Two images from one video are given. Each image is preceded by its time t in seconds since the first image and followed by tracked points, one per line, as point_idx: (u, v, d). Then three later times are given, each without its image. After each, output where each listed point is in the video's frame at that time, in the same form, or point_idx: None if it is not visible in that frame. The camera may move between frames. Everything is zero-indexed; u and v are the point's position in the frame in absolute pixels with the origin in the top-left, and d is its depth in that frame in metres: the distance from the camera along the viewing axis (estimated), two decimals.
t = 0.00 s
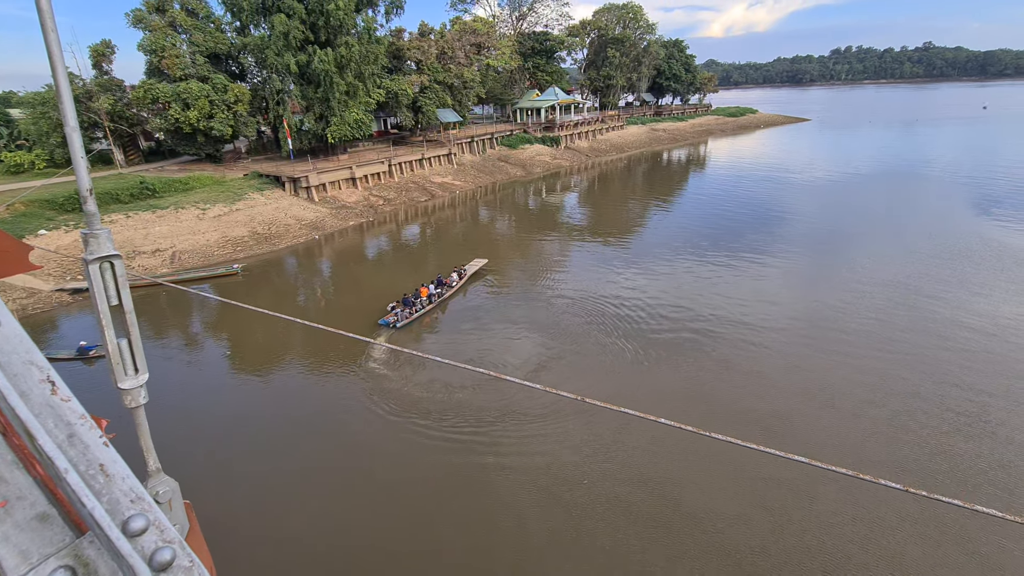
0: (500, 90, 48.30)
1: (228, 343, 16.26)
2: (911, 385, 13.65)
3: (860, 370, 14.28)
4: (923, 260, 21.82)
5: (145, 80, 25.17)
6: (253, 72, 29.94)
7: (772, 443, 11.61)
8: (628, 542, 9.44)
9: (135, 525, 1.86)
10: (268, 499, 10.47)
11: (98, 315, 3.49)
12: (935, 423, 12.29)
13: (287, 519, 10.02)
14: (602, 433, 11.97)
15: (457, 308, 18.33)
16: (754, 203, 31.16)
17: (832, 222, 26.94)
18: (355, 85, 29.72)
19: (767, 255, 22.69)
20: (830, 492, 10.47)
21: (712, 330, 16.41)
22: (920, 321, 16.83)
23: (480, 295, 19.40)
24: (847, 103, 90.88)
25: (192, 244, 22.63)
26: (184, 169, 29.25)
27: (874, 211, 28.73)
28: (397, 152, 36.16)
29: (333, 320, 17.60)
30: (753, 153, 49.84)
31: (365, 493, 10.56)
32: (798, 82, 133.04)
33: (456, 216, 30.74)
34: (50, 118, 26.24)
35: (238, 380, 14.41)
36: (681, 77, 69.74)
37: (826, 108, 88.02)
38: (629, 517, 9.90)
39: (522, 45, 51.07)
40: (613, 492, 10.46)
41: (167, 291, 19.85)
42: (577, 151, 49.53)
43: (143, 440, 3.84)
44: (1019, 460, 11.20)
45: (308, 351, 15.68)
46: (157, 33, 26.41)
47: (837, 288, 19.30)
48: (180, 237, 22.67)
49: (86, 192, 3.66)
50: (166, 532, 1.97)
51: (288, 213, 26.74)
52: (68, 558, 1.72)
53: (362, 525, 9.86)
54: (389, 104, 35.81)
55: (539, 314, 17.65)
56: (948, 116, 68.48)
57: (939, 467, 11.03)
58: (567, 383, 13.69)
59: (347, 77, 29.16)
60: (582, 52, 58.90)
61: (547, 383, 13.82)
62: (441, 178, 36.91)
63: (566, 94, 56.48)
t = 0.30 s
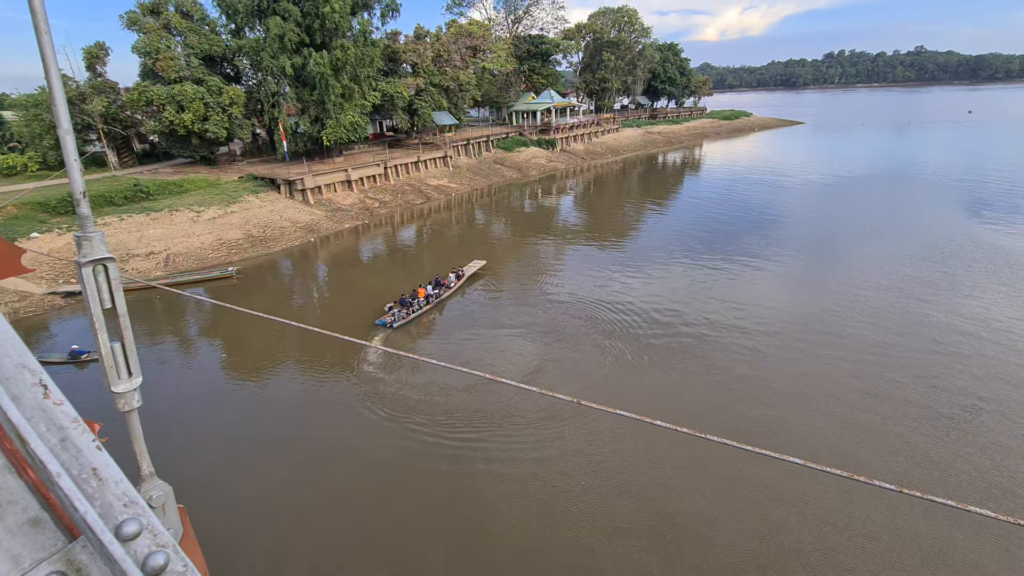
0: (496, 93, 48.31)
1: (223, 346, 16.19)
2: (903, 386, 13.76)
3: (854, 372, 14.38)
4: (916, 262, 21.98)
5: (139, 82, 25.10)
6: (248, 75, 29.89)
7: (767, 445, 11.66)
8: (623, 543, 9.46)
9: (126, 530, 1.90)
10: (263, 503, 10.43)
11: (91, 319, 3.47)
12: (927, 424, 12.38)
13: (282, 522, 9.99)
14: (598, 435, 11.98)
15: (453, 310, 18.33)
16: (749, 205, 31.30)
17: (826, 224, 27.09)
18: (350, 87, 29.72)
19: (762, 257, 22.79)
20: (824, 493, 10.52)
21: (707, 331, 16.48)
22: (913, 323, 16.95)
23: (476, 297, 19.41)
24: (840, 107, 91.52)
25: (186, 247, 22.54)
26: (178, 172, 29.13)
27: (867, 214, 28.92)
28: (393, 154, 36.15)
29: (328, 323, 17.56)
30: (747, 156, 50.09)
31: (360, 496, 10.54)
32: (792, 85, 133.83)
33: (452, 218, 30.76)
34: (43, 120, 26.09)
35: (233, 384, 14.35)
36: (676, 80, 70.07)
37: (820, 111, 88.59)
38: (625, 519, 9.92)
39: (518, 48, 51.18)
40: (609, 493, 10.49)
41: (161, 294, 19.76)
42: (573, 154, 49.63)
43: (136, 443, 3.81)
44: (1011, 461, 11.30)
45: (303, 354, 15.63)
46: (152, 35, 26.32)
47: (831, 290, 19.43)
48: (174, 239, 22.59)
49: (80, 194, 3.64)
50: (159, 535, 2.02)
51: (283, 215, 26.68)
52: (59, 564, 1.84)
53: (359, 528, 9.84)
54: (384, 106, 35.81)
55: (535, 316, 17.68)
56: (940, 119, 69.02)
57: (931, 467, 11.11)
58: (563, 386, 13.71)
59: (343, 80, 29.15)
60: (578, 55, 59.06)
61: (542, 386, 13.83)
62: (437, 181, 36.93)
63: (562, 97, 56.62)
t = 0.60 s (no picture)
0: (493, 94, 48.36)
1: (218, 347, 16.13)
2: (898, 386, 13.83)
3: (849, 372, 14.44)
4: (910, 262, 22.09)
5: (134, 82, 24.99)
6: (244, 75, 29.83)
7: (764, 445, 11.68)
8: (621, 544, 9.46)
9: (120, 531, 1.90)
10: (259, 505, 10.37)
11: (85, 319, 3.45)
12: (920, 424, 12.46)
13: (278, 525, 9.93)
14: (594, 436, 11.97)
15: (449, 311, 18.31)
16: (745, 206, 31.40)
17: (821, 225, 27.21)
18: (347, 88, 29.68)
19: (758, 258, 22.86)
20: (820, 493, 10.55)
21: (703, 332, 16.52)
22: (908, 323, 17.04)
23: (473, 298, 19.39)
24: (835, 108, 92.00)
25: (181, 247, 22.46)
26: (173, 172, 29.00)
27: (862, 215, 29.06)
28: (389, 155, 36.11)
29: (324, 324, 17.51)
30: (743, 157, 50.27)
31: (357, 498, 10.49)
32: (787, 87, 134.36)
33: (449, 219, 30.76)
34: (37, 120, 25.94)
35: (228, 385, 14.30)
36: (672, 81, 70.29)
37: (815, 113, 89.00)
38: (622, 519, 9.93)
39: (514, 49, 51.25)
40: (606, 494, 10.49)
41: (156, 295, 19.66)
42: (569, 155, 49.70)
43: (130, 444, 3.79)
44: (1003, 460, 11.38)
45: (299, 355, 15.59)
46: (147, 34, 26.22)
47: (826, 290, 19.51)
48: (169, 240, 22.50)
49: (73, 194, 3.62)
50: (153, 536, 2.03)
51: (279, 216, 26.60)
52: (52, 564, 1.84)
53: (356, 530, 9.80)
54: (380, 107, 35.79)
55: (532, 317, 17.69)
56: (934, 121, 69.48)
57: (925, 467, 11.17)
58: (559, 387, 13.71)
59: (339, 80, 29.13)
60: (574, 56, 59.16)
61: (539, 387, 13.82)
62: (434, 182, 36.90)
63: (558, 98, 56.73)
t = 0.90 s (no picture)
0: (489, 96, 48.38)
1: (213, 349, 16.06)
2: (893, 388, 13.90)
3: (844, 374, 14.51)
4: (905, 264, 22.21)
5: (129, 83, 24.89)
6: (240, 76, 29.75)
7: (759, 447, 11.71)
8: (616, 546, 9.46)
9: (117, 533, 1.91)
10: (254, 508, 10.33)
11: (79, 320, 3.43)
12: (914, 425, 12.52)
13: (273, 529, 9.88)
14: (590, 438, 11.97)
15: (446, 313, 18.28)
16: (741, 208, 31.52)
17: (816, 227, 27.34)
18: (343, 89, 29.63)
19: (753, 260, 22.95)
20: (815, 494, 10.58)
21: (699, 334, 16.57)
22: (903, 325, 17.14)
23: (469, 300, 19.38)
24: (831, 111, 92.38)
25: (176, 249, 22.36)
26: (168, 173, 28.88)
27: (856, 217, 29.22)
28: (386, 157, 36.07)
29: (319, 326, 17.45)
30: (738, 160, 50.47)
31: (352, 501, 10.46)
32: (783, 90, 135.02)
33: (445, 221, 30.74)
34: (30, 121, 25.79)
35: (223, 387, 14.22)
36: (668, 84, 70.58)
37: (810, 116, 89.46)
38: (619, 522, 9.93)
39: (511, 52, 51.39)
40: (602, 496, 10.49)
41: (150, 297, 19.55)
42: (566, 157, 49.79)
43: (125, 446, 3.77)
44: (996, 461, 11.45)
45: (294, 357, 15.53)
46: (142, 35, 26.09)
47: (822, 292, 19.60)
48: (164, 241, 22.39)
49: (69, 196, 3.61)
50: (149, 538, 2.03)
51: (275, 218, 26.52)
52: (48, 566, 1.85)
53: (351, 534, 9.76)
54: (377, 108, 35.77)
55: (529, 319, 17.70)
56: (928, 124, 69.92)
57: (918, 469, 11.23)
58: (555, 389, 13.71)
59: (335, 82, 29.07)
60: (570, 58, 59.32)
61: (535, 389, 13.82)
62: (430, 183, 36.88)
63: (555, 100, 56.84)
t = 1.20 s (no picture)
0: (483, 100, 48.47)
1: (204, 354, 15.93)
2: (885, 392, 13.99)
3: (837, 378, 14.60)
4: (896, 269, 22.39)
5: (121, 85, 24.77)
6: (233, 79, 29.66)
7: (754, 451, 11.71)
8: (612, 552, 9.42)
9: (103, 540, 1.88)
10: (245, 514, 10.22)
11: (68, 325, 3.39)
12: (906, 430, 12.57)
13: (264, 534, 9.80)
14: (585, 443, 11.92)
15: (440, 317, 18.24)
16: (734, 213, 31.71)
17: (807, 232, 27.54)
18: (337, 93, 29.61)
19: (746, 264, 23.07)
20: (810, 498, 10.58)
21: (693, 338, 16.62)
22: (894, 329, 17.27)
23: (463, 304, 19.36)
24: (822, 117, 93.15)
25: (167, 253, 22.19)
26: (160, 177, 28.70)
27: (847, 222, 29.46)
28: (380, 161, 36.02)
29: (312, 331, 17.35)
30: (731, 165, 50.78)
31: (345, 506, 10.38)
32: (774, 96, 136.23)
33: (439, 225, 30.69)
34: (21, 124, 25.59)
35: (214, 393, 14.07)
36: (661, 90, 71.06)
37: (801, 121, 90.25)
38: (614, 528, 9.87)
39: (505, 56, 51.58)
40: (597, 501, 10.45)
41: (141, 301, 19.38)
42: (560, 161, 49.95)
43: (113, 453, 3.71)
44: (987, 465, 11.50)
45: (287, 362, 15.40)
46: (134, 38, 25.98)
47: (814, 296, 19.72)
48: (156, 245, 22.22)
49: (59, 199, 3.57)
50: (137, 545, 2.01)
51: (268, 221, 26.39)
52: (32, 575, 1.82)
53: (344, 540, 9.66)
54: (371, 112, 35.76)
55: (523, 323, 17.70)
56: (917, 130, 70.67)
57: (912, 473, 11.27)
58: (550, 394, 13.67)
59: (330, 86, 29.05)
60: (564, 63, 59.59)
61: (529, 393, 13.77)
62: (424, 187, 36.81)
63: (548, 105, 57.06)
